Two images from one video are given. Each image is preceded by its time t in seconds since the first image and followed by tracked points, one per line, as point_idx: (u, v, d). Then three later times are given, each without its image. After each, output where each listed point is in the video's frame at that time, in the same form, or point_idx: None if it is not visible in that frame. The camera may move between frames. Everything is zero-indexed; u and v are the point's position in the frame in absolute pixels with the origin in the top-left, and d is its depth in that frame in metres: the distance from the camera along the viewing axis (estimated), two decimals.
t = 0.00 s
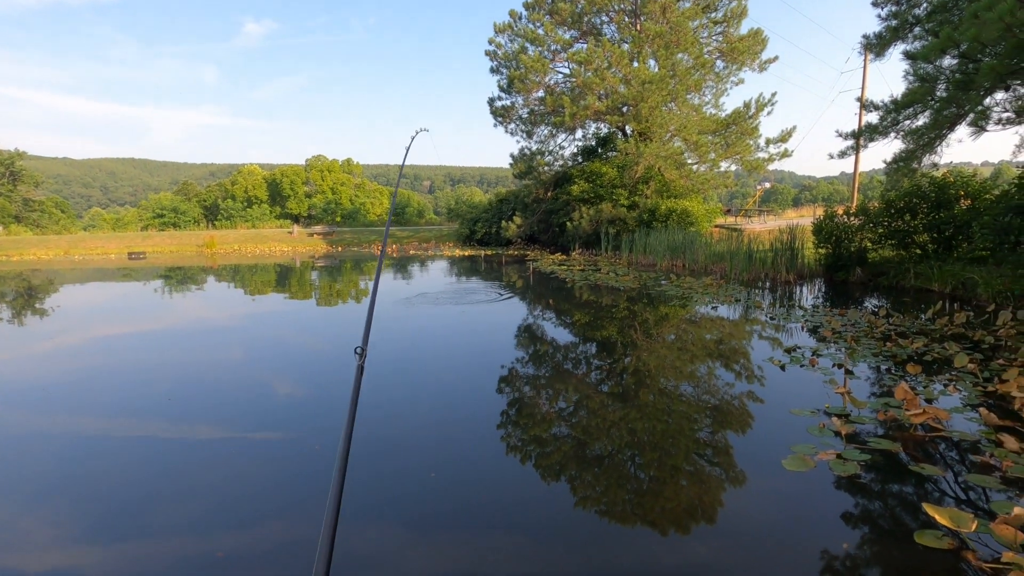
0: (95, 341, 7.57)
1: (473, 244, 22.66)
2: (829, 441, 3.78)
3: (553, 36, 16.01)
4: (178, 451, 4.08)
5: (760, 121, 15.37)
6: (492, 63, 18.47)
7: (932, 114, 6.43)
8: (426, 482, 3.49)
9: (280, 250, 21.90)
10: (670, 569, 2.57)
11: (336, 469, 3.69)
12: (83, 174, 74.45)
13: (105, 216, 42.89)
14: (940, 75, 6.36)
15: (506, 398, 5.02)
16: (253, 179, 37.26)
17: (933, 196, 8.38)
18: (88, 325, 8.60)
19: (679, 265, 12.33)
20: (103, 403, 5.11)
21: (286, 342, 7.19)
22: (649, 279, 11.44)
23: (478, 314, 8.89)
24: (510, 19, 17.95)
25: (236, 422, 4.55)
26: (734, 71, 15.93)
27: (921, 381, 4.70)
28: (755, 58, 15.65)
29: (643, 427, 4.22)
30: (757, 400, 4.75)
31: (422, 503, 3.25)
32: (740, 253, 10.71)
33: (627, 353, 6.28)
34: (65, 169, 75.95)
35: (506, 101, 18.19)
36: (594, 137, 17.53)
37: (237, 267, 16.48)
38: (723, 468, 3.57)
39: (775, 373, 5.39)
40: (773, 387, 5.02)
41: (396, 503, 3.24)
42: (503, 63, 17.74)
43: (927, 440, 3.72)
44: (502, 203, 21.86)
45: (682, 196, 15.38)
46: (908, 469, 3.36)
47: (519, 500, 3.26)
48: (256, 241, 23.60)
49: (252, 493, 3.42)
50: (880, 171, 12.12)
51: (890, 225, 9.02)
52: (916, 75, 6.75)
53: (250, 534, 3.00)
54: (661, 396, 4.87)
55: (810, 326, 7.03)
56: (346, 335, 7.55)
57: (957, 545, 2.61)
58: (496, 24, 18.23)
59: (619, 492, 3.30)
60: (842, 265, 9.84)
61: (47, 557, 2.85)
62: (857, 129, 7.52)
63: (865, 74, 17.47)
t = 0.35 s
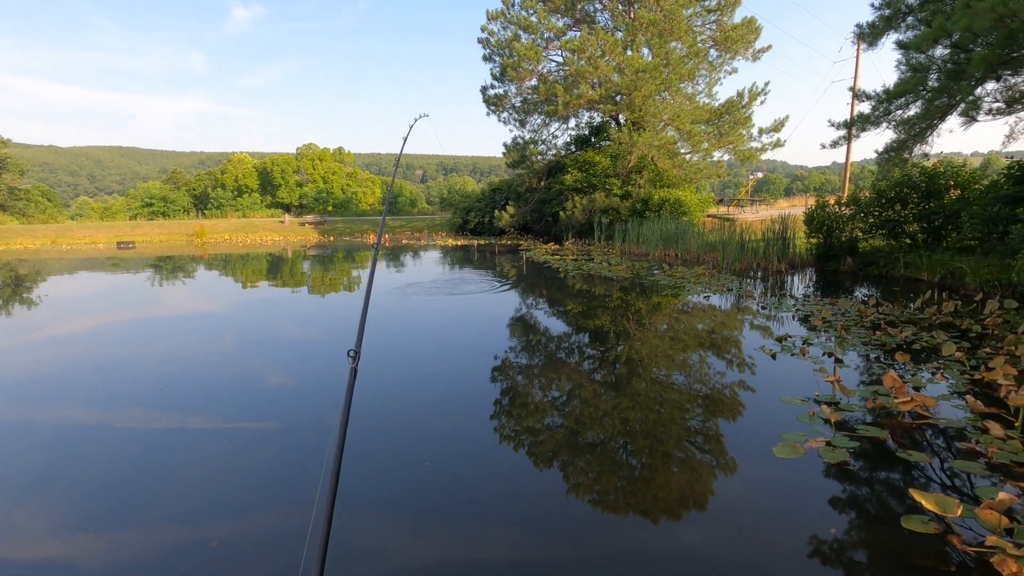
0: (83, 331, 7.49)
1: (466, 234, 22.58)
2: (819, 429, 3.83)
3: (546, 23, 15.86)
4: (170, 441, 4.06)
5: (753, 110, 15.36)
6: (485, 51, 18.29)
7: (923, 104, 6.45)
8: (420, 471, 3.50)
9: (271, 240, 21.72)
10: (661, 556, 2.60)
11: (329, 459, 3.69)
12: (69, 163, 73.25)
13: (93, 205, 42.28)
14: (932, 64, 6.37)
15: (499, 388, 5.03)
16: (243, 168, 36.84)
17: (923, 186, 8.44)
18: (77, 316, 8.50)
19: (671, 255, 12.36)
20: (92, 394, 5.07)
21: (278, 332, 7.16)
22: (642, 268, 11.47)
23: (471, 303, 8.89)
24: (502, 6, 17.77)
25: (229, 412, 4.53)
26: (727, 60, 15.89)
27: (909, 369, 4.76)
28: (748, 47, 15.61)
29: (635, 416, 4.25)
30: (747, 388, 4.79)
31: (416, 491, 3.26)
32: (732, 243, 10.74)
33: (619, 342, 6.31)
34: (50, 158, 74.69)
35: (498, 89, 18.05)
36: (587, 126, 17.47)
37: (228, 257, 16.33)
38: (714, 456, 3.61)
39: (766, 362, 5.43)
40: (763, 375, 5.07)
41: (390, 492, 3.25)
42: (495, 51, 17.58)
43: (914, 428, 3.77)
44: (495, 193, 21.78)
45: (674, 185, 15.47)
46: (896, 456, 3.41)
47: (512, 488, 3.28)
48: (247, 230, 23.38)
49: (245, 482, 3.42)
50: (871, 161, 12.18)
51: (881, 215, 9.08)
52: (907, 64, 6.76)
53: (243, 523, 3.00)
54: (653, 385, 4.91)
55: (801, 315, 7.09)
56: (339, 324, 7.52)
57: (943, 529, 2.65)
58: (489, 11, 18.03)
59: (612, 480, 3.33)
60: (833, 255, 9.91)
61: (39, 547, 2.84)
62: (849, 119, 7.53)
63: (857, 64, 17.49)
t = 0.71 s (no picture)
0: (76, 322, 7.45)
1: (461, 223, 22.50)
2: (812, 415, 3.86)
3: (541, 10, 15.71)
4: (165, 431, 4.06)
5: (748, 98, 15.31)
6: (479, 37, 18.12)
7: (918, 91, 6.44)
8: (416, 460, 3.52)
9: (265, 229, 21.58)
10: (653, 541, 2.63)
11: (324, 448, 3.71)
12: (57, 151, 72.29)
13: (83, 195, 41.84)
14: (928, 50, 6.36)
15: (494, 376, 5.04)
16: (236, 156, 36.48)
17: (917, 173, 8.46)
18: (69, 306, 8.44)
19: (666, 243, 12.38)
20: (86, 385, 5.04)
21: (273, 322, 7.13)
22: (637, 257, 11.48)
23: (466, 292, 8.88)
24: None
25: (224, 403, 4.53)
26: (723, 47, 15.81)
27: (901, 356, 4.81)
28: (744, 33, 15.52)
29: (629, 403, 4.28)
30: (741, 375, 4.83)
31: (412, 480, 3.28)
32: (726, 231, 10.76)
33: (614, 330, 6.33)
34: (39, 147, 73.68)
35: (493, 76, 17.92)
36: (582, 114, 17.39)
37: (221, 247, 16.22)
38: (707, 443, 3.64)
39: (759, 349, 5.47)
40: (757, 363, 5.10)
41: (386, 481, 3.26)
42: (490, 38, 17.42)
43: (905, 413, 3.82)
44: (490, 181, 21.69)
45: (669, 174, 15.46)
46: (887, 441, 3.45)
47: (508, 476, 3.30)
48: (240, 220, 23.22)
49: (241, 472, 3.42)
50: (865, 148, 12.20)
51: (875, 203, 9.11)
52: (903, 51, 6.75)
53: (239, 513, 3.01)
54: (647, 373, 4.93)
55: (795, 303, 7.12)
56: (334, 314, 7.51)
57: (932, 512, 2.69)
58: None
59: (606, 467, 3.36)
60: (826, 243, 9.96)
61: (35, 538, 2.84)
62: (844, 106, 7.51)
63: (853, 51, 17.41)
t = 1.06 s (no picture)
0: (63, 314, 7.35)
1: (453, 213, 22.41)
2: (801, 402, 3.90)
3: None
4: (155, 423, 4.04)
5: (739, 87, 15.31)
6: (470, 25, 17.95)
7: (908, 81, 6.47)
8: (410, 449, 3.53)
9: (254, 220, 21.35)
10: (646, 528, 2.67)
11: (318, 438, 3.71)
12: (40, 141, 70.94)
13: (68, 185, 41.12)
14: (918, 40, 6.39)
15: (487, 366, 5.05)
16: (224, 146, 36.01)
17: (906, 163, 8.52)
18: (55, 298, 8.33)
19: (658, 233, 12.42)
20: (75, 378, 5.00)
21: (264, 313, 7.09)
22: (629, 246, 11.51)
23: (458, 282, 8.87)
24: None
25: (216, 394, 4.51)
26: (715, 36, 15.77)
27: (888, 344, 4.87)
28: (735, 22, 15.50)
29: (621, 392, 4.31)
30: (731, 364, 4.87)
31: (406, 468, 3.29)
32: (717, 221, 10.81)
33: (606, 320, 6.36)
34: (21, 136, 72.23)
35: (484, 65, 17.78)
36: (574, 104, 17.32)
37: (210, 238, 16.05)
38: (697, 431, 3.68)
39: (750, 338, 5.51)
40: (747, 351, 5.15)
41: (380, 470, 3.27)
42: (481, 26, 17.27)
43: (893, 400, 3.87)
44: (482, 171, 21.60)
45: (661, 163, 15.43)
46: (874, 427, 3.51)
47: (501, 464, 3.32)
48: (229, 210, 22.97)
49: (234, 463, 3.41)
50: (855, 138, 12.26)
51: (864, 192, 9.16)
52: (893, 41, 6.77)
53: (232, 504, 3.01)
54: (639, 362, 4.97)
55: (785, 292, 7.18)
56: (325, 305, 7.46)
57: (918, 496, 2.75)
58: None
59: (598, 454, 3.39)
60: (816, 232, 10.04)
61: (26, 531, 2.83)
62: (835, 96, 7.53)
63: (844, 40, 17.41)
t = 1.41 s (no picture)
0: (50, 307, 7.26)
1: (444, 204, 22.30)
2: (791, 390, 3.95)
3: None
4: (146, 416, 4.01)
5: (731, 77, 15.29)
6: (460, 14, 17.77)
7: (898, 71, 6.49)
8: (402, 440, 3.54)
9: (244, 211, 21.12)
10: (637, 516, 2.70)
11: (309, 429, 3.71)
12: (23, 130, 69.55)
13: (52, 175, 40.42)
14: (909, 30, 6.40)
15: (479, 357, 5.05)
16: (211, 136, 35.53)
17: (895, 153, 8.58)
18: (41, 291, 8.21)
19: (649, 224, 12.44)
20: (63, 371, 4.94)
21: (254, 305, 7.04)
22: (621, 237, 11.51)
23: (449, 273, 8.84)
24: None
25: (207, 386, 4.49)
26: (706, 25, 15.71)
27: (876, 332, 4.93)
28: (727, 12, 15.46)
29: (613, 382, 4.34)
30: (722, 353, 4.91)
31: (398, 459, 3.30)
32: (709, 211, 10.83)
33: (598, 310, 6.38)
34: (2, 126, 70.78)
35: (475, 54, 17.64)
36: (565, 93, 17.24)
37: (199, 229, 15.87)
38: (688, 420, 3.71)
39: (740, 327, 5.56)
40: (737, 341, 5.19)
41: (372, 461, 3.28)
42: (471, 14, 17.10)
43: (880, 388, 3.92)
44: (473, 161, 21.47)
45: (654, 153, 15.30)
46: (861, 415, 3.56)
47: (493, 454, 3.34)
48: (218, 202, 22.71)
49: (226, 455, 3.40)
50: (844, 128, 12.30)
51: (854, 182, 9.20)
52: (884, 31, 6.78)
53: (225, 496, 3.01)
54: (631, 352, 4.99)
55: (775, 282, 7.23)
56: (317, 297, 7.42)
57: (905, 483, 2.79)
58: None
59: (590, 444, 3.41)
60: (806, 222, 10.10)
61: (16, 525, 2.81)
62: (825, 86, 7.54)
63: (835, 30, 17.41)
